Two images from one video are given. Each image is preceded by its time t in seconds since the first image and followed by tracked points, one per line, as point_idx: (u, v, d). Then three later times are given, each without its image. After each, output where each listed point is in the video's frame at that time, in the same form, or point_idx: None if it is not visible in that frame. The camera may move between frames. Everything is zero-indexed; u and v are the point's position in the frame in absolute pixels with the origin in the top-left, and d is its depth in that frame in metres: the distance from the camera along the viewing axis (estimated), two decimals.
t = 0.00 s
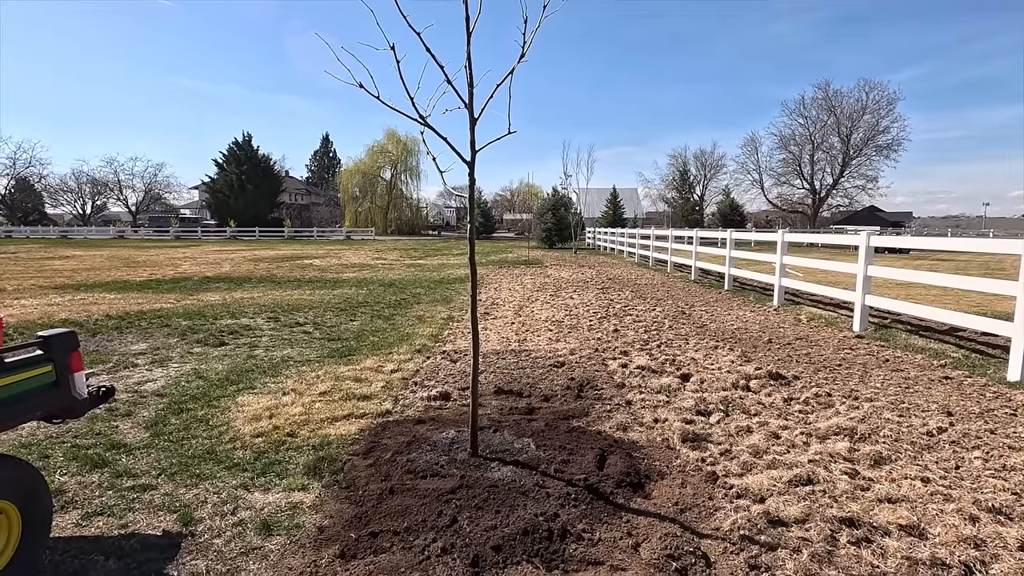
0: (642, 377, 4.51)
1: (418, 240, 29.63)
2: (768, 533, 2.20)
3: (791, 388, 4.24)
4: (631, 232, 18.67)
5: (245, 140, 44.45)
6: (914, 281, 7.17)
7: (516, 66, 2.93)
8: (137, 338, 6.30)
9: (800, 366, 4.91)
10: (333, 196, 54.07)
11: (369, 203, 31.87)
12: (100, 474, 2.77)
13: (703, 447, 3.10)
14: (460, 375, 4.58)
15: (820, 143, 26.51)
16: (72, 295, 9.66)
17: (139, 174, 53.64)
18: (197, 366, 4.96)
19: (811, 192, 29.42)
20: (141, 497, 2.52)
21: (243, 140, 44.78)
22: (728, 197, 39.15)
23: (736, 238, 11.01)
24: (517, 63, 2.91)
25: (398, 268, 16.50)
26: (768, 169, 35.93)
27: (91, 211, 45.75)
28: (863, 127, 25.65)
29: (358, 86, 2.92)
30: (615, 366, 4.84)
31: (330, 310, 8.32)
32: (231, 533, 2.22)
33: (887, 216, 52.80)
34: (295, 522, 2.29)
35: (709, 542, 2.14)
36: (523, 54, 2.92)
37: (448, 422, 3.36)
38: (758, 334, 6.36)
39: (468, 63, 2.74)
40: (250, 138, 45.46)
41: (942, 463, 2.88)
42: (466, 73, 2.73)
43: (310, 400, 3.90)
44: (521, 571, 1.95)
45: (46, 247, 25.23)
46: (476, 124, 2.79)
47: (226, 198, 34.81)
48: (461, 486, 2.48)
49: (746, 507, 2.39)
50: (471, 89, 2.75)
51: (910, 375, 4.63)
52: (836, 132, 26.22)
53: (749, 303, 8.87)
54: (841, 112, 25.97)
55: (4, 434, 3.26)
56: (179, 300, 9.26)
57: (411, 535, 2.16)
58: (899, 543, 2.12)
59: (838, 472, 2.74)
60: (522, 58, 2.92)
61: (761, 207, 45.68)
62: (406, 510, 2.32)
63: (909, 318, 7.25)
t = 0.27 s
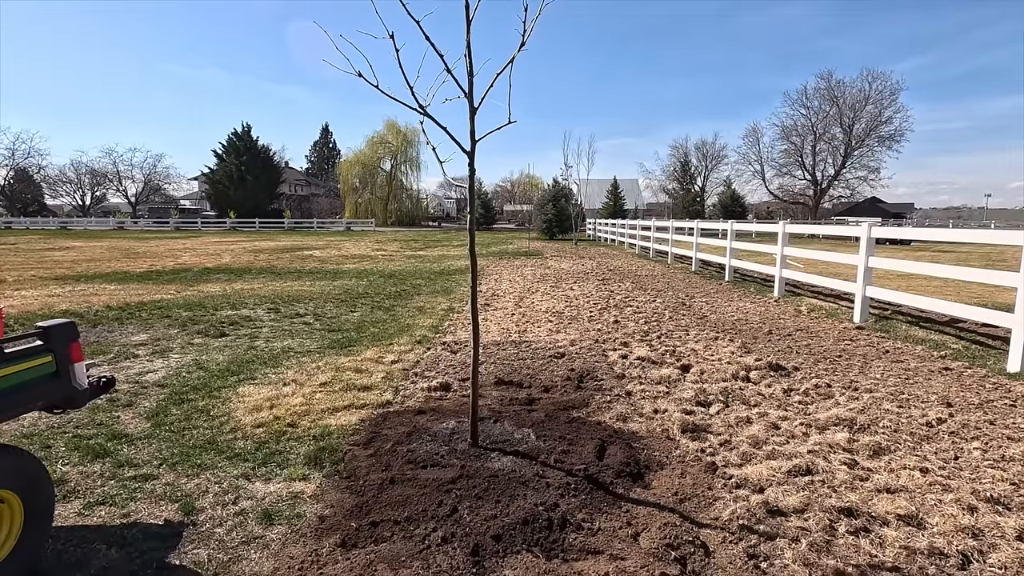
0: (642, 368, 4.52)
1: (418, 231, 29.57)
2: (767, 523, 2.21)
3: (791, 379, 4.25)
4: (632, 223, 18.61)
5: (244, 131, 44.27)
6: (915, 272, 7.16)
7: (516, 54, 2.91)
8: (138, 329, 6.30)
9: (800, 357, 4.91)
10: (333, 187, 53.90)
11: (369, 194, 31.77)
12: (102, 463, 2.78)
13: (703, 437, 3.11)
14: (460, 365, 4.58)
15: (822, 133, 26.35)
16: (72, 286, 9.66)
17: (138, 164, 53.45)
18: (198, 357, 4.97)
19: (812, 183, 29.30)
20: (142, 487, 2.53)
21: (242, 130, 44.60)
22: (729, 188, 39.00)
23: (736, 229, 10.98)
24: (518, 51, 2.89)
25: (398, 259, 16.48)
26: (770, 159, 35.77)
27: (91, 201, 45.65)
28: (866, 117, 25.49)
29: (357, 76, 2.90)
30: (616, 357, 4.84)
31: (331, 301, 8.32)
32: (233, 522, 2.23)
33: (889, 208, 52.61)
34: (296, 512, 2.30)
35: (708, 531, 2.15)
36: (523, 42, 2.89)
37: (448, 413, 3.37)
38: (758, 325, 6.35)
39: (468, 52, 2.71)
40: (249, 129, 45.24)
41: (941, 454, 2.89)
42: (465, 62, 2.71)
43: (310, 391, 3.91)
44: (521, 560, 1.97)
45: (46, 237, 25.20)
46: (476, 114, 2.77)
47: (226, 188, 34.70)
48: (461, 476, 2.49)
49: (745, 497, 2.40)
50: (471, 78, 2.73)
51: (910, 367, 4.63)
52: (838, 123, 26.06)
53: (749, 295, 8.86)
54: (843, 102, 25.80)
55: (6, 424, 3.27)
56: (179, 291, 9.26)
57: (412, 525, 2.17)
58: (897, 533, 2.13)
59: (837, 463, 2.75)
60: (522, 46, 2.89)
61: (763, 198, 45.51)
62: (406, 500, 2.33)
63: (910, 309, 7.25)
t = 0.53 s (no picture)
0: (642, 355, 4.50)
1: (415, 218, 29.39)
2: (769, 508, 2.20)
3: (791, 365, 4.25)
4: (630, 210, 18.52)
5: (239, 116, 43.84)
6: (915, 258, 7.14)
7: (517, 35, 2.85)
8: (134, 316, 6.25)
9: (800, 343, 4.91)
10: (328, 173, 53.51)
11: (366, 181, 31.55)
12: (100, 450, 2.76)
13: (704, 423, 3.10)
14: (460, 352, 4.57)
15: (822, 120, 26.20)
16: (67, 273, 9.58)
17: (131, 151, 52.90)
18: (196, 344, 4.94)
19: (811, 170, 29.20)
20: (141, 474, 2.51)
21: (237, 116, 44.15)
22: (728, 175, 38.85)
23: (735, 216, 10.94)
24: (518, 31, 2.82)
25: (396, 246, 16.40)
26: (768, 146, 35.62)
27: (84, 188, 45.27)
28: (865, 104, 25.33)
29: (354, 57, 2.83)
30: (615, 344, 4.83)
31: (328, 288, 8.27)
32: (233, 509, 2.21)
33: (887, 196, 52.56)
34: (296, 499, 2.28)
35: (710, 517, 2.15)
36: (524, 21, 2.82)
37: (449, 399, 3.35)
38: (758, 312, 6.35)
39: (468, 31, 2.65)
40: (243, 114, 44.73)
41: (942, 439, 2.89)
42: (466, 42, 2.64)
43: (309, 378, 3.88)
44: (524, 546, 1.96)
45: (40, 224, 25.00)
46: (476, 96, 2.72)
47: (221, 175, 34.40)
48: (462, 462, 2.47)
49: (747, 483, 2.40)
50: (472, 59, 2.67)
51: (910, 353, 4.63)
52: (837, 110, 25.90)
53: (748, 282, 8.84)
54: (843, 88, 25.62)
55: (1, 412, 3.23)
56: (176, 279, 9.19)
57: (413, 511, 2.16)
58: (900, 518, 2.13)
59: (838, 448, 2.74)
60: (523, 25, 2.83)
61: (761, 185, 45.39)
62: (407, 486, 2.32)
63: (909, 296, 7.25)
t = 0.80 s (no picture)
0: (647, 337, 4.43)
1: (411, 201, 29.09)
2: (787, 493, 2.13)
3: (799, 347, 4.18)
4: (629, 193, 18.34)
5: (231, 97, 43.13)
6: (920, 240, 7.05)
7: None
8: (128, 299, 6.13)
9: (807, 325, 4.84)
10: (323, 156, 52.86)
11: (361, 164, 31.16)
12: (92, 436, 2.66)
13: (714, 406, 3.03)
14: (462, 335, 4.48)
15: (822, 102, 25.89)
16: (59, 256, 9.40)
17: (122, 132, 52.07)
18: (191, 327, 4.83)
19: (810, 152, 28.96)
20: (136, 460, 2.42)
21: (229, 97, 43.44)
22: (726, 157, 38.55)
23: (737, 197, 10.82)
24: None
25: (393, 229, 16.22)
26: (768, 129, 35.29)
27: (75, 171, 44.60)
28: (867, 85, 25.02)
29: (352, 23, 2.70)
30: (620, 326, 4.75)
31: (326, 271, 8.15)
32: (232, 496, 2.13)
33: (885, 179, 52.34)
34: (297, 485, 2.20)
35: (727, 502, 2.08)
36: None
37: (452, 382, 3.27)
38: (762, 294, 6.27)
39: None
40: (236, 95, 44.00)
41: (958, 422, 2.83)
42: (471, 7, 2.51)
43: (308, 361, 3.79)
44: (536, 533, 1.88)
45: (31, 208, 24.63)
46: (482, 64, 2.60)
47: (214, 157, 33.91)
48: (469, 446, 2.39)
49: (762, 467, 2.32)
50: (477, 25, 2.54)
51: (917, 334, 4.56)
52: (838, 91, 25.58)
53: (750, 264, 8.76)
54: (844, 69, 25.29)
55: None
56: (170, 261, 9.03)
57: (419, 497, 2.08)
58: (922, 503, 2.07)
59: (853, 431, 2.68)
60: None
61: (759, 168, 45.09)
62: (412, 471, 2.24)
63: (913, 277, 7.17)
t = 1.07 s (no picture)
0: (659, 324, 4.29)
1: (410, 184, 28.75)
2: (821, 492, 2.01)
3: (816, 334, 4.04)
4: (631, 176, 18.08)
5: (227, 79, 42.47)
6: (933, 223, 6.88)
7: None
8: (123, 285, 5.97)
9: (822, 311, 4.70)
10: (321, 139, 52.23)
11: (359, 147, 30.75)
12: (84, 430, 2.53)
13: (735, 397, 2.90)
14: (467, 321, 4.34)
15: (827, 83, 25.47)
16: (53, 240, 9.21)
17: (117, 115, 51.37)
18: (188, 314, 4.68)
19: (814, 135, 28.58)
20: (129, 456, 2.29)
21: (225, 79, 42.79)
22: (728, 140, 38.08)
23: (744, 180, 10.61)
24: None
25: (392, 213, 16.00)
26: (771, 111, 34.81)
27: (69, 154, 44.06)
28: (873, 65, 24.58)
29: None
30: (630, 313, 4.61)
31: (325, 255, 7.98)
32: (230, 496, 2.00)
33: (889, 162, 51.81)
34: (300, 484, 2.07)
35: (757, 502, 1.96)
36: None
37: (460, 372, 3.14)
38: (773, 279, 6.12)
39: None
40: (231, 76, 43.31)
41: (991, 414, 2.70)
42: None
43: (310, 349, 3.66)
44: (556, 537, 1.76)
45: (26, 191, 24.33)
46: (494, 33, 2.47)
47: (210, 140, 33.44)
48: (481, 442, 2.26)
49: (792, 463, 2.20)
50: None
51: (937, 321, 4.43)
52: (843, 72, 25.14)
53: (757, 248, 8.59)
54: (850, 49, 24.82)
55: None
56: (166, 246, 8.86)
57: (430, 497, 1.95)
58: (965, 503, 1.94)
59: (883, 424, 2.55)
60: None
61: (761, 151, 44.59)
62: (422, 469, 2.11)
63: (925, 262, 7.02)
